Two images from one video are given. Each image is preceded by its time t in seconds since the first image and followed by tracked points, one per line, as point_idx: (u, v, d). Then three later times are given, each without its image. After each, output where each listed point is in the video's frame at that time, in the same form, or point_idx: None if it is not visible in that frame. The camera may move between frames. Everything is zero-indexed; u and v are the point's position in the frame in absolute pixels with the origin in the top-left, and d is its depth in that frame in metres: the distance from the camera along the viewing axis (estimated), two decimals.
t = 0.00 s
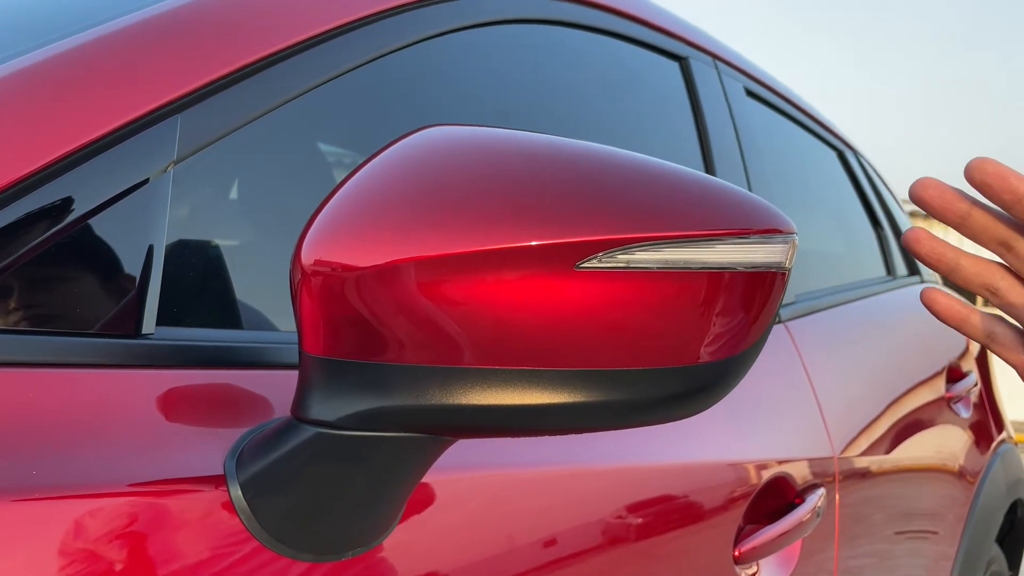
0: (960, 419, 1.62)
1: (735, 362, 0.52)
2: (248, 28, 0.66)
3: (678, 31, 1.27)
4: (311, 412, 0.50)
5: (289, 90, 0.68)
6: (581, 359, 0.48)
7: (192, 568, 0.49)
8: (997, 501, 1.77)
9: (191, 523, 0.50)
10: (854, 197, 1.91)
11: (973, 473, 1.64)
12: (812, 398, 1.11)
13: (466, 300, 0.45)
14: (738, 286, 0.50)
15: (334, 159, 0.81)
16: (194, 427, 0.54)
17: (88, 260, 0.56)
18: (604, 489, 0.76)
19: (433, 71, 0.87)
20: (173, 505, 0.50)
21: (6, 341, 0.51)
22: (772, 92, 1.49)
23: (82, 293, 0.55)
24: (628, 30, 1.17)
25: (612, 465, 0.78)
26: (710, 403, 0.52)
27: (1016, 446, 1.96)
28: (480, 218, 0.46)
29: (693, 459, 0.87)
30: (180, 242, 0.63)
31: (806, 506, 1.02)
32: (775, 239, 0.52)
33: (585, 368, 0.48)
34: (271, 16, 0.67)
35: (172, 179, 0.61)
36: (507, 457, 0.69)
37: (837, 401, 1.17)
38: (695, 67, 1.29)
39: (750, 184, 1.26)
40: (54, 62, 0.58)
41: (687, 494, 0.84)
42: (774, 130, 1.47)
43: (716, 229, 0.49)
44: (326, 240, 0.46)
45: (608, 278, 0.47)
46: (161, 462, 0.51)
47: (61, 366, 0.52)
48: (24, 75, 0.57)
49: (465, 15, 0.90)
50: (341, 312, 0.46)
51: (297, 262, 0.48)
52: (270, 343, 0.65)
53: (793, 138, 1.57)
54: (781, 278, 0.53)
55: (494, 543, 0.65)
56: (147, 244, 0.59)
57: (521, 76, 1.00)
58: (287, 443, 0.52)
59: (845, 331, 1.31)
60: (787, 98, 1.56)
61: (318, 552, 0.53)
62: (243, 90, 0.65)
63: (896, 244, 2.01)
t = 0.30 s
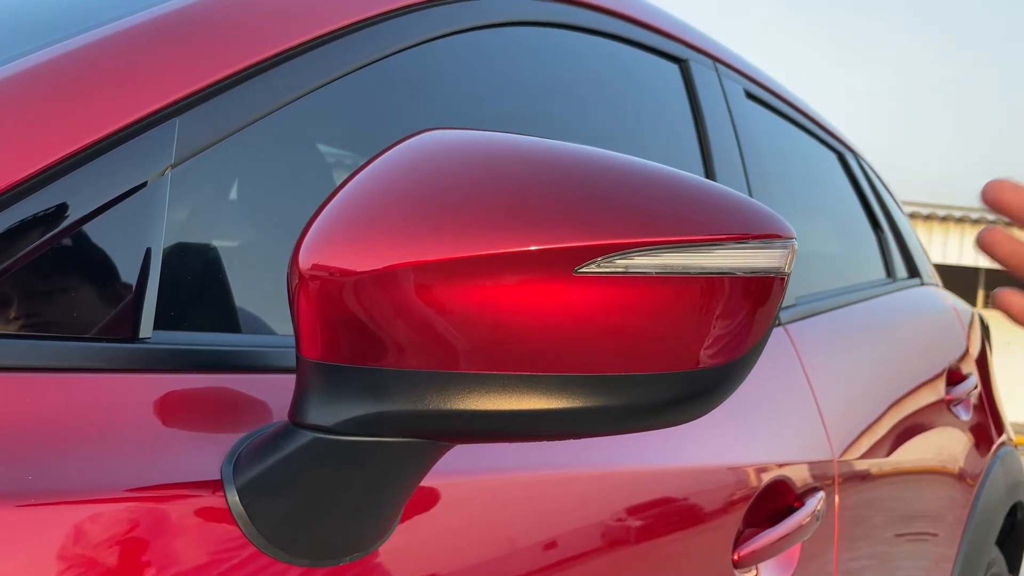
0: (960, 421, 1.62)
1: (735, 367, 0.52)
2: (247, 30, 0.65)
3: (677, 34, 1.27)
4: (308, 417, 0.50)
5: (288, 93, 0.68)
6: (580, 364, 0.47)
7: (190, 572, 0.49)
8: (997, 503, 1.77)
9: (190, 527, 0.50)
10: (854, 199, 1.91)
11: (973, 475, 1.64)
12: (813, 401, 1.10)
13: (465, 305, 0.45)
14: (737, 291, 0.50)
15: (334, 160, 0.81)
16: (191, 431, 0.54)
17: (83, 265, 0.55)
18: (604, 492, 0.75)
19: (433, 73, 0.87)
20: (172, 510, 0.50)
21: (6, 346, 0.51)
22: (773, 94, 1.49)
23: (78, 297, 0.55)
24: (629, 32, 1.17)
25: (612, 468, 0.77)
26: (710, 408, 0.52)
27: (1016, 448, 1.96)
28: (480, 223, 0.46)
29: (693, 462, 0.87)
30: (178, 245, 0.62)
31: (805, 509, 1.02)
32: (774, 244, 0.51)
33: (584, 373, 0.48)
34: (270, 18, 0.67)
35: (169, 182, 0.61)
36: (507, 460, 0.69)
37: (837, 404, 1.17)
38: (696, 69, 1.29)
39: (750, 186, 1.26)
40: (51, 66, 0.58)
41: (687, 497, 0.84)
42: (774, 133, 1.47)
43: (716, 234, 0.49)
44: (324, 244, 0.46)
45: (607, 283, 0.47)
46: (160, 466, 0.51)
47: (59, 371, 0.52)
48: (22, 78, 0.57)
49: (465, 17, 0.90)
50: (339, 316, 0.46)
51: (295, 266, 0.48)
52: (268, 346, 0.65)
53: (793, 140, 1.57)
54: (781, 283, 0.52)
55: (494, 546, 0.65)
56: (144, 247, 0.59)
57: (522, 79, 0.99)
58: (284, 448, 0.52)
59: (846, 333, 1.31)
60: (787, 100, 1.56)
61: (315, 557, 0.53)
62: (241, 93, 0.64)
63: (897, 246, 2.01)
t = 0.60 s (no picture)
0: (960, 422, 1.62)
1: (737, 367, 0.51)
2: (246, 29, 0.65)
3: (677, 34, 1.27)
4: (309, 418, 0.50)
5: (288, 92, 0.68)
6: (581, 364, 0.47)
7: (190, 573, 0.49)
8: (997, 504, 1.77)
9: (189, 527, 0.50)
10: (854, 200, 1.91)
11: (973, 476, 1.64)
12: (813, 402, 1.10)
13: (465, 305, 0.45)
14: (738, 291, 0.50)
15: (334, 161, 0.80)
16: (191, 432, 0.54)
17: (82, 265, 0.55)
18: (604, 493, 0.75)
19: (433, 73, 0.87)
20: (172, 510, 0.50)
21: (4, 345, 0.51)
22: (773, 94, 1.49)
23: (78, 297, 0.55)
24: (629, 32, 1.17)
25: (612, 469, 0.77)
26: (712, 408, 0.52)
27: (1016, 450, 1.96)
28: (480, 223, 0.46)
29: (693, 463, 0.87)
30: (177, 244, 0.62)
31: (805, 511, 1.01)
32: (776, 245, 0.51)
33: (585, 373, 0.48)
34: (269, 17, 0.67)
35: (169, 182, 0.61)
36: (507, 461, 0.69)
37: (838, 405, 1.16)
38: (696, 70, 1.29)
39: (750, 187, 1.26)
40: (50, 65, 0.58)
41: (686, 499, 0.84)
42: (774, 133, 1.47)
43: (717, 234, 0.48)
44: (325, 243, 0.46)
45: (608, 284, 0.46)
46: (159, 467, 0.51)
47: (57, 371, 0.52)
48: (22, 78, 0.57)
49: (465, 17, 0.90)
50: (339, 317, 0.46)
51: (295, 266, 0.48)
52: (268, 346, 0.64)
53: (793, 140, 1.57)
54: (783, 284, 0.52)
55: (494, 548, 0.65)
56: (144, 247, 0.59)
57: (521, 79, 0.99)
58: (285, 449, 0.51)
59: (846, 334, 1.31)
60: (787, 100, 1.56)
61: (317, 558, 0.53)
62: (242, 92, 0.64)
63: (897, 247, 2.00)
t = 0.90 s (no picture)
0: (960, 424, 1.61)
1: (736, 371, 0.51)
2: (245, 31, 0.65)
3: (678, 36, 1.27)
4: (307, 422, 0.50)
5: (287, 95, 0.68)
6: (581, 368, 0.47)
7: None
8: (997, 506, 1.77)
9: (188, 531, 0.50)
10: (854, 201, 1.91)
11: (973, 478, 1.64)
12: (813, 404, 1.10)
13: (465, 309, 0.45)
14: (738, 295, 0.49)
15: (333, 161, 0.80)
16: (189, 436, 0.54)
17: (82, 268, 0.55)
18: (604, 495, 0.75)
19: (433, 74, 0.87)
20: (171, 514, 0.49)
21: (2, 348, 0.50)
22: (772, 96, 1.49)
23: (76, 300, 0.55)
24: (628, 34, 1.17)
25: (612, 472, 0.77)
26: (712, 412, 0.52)
27: (1015, 451, 1.95)
28: (479, 226, 0.46)
29: (692, 465, 0.86)
30: (176, 247, 0.62)
31: (804, 513, 1.01)
32: (776, 249, 0.51)
33: (585, 377, 0.48)
34: (269, 20, 0.67)
35: (168, 184, 0.61)
36: (507, 463, 0.69)
37: (837, 407, 1.16)
38: (695, 71, 1.29)
39: (749, 188, 1.26)
40: (49, 67, 0.58)
41: (687, 501, 0.84)
42: (774, 135, 1.47)
43: (717, 238, 0.48)
44: (324, 247, 0.46)
45: (607, 288, 0.46)
46: (158, 471, 0.51)
47: (55, 375, 0.52)
48: (22, 80, 0.57)
49: (465, 19, 0.90)
50: (339, 321, 0.46)
51: (294, 270, 0.48)
52: (266, 350, 0.64)
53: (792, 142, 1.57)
54: (783, 288, 0.52)
55: (494, 550, 0.65)
56: (143, 250, 0.59)
57: (522, 81, 0.99)
58: (283, 453, 0.51)
59: (845, 336, 1.31)
60: (787, 102, 1.56)
61: (317, 563, 0.53)
62: (241, 95, 0.64)
63: (896, 249, 2.00)
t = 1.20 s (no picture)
0: (959, 425, 1.61)
1: (736, 373, 0.51)
2: (244, 31, 0.65)
3: (677, 37, 1.27)
4: (305, 423, 0.50)
5: (286, 95, 0.68)
6: (580, 370, 0.47)
7: None
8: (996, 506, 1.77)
9: (186, 532, 0.50)
10: (853, 202, 1.91)
11: (971, 479, 1.64)
12: (812, 405, 1.10)
13: (464, 311, 0.45)
14: (738, 296, 0.49)
15: (332, 162, 0.79)
16: (188, 438, 0.53)
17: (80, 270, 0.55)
18: (604, 496, 0.75)
19: (432, 75, 0.87)
20: (169, 515, 0.49)
21: None
22: (771, 98, 1.49)
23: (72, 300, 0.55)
24: (627, 34, 1.17)
25: (611, 473, 0.77)
26: (712, 414, 0.52)
27: (1014, 452, 1.95)
28: (478, 227, 0.45)
29: (692, 466, 0.86)
30: (174, 249, 0.62)
31: (803, 515, 1.01)
32: (775, 251, 0.51)
33: (584, 379, 0.47)
34: (267, 20, 0.67)
35: (166, 185, 0.60)
36: (506, 465, 0.69)
37: (836, 408, 1.16)
38: (694, 72, 1.29)
39: (748, 189, 1.26)
40: (47, 67, 0.58)
41: (687, 503, 0.84)
42: (773, 136, 1.47)
43: (717, 239, 0.48)
44: (322, 248, 0.46)
45: (607, 289, 0.46)
46: (157, 472, 0.50)
47: (53, 376, 0.51)
48: (18, 80, 0.57)
49: (464, 19, 0.90)
50: (337, 322, 0.46)
51: (292, 270, 0.48)
52: (264, 352, 0.64)
53: (792, 143, 1.57)
54: (783, 289, 0.52)
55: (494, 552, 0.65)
56: (140, 251, 0.58)
57: (522, 82, 0.99)
58: (280, 455, 0.51)
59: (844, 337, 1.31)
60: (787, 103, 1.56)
61: (313, 566, 0.53)
62: (240, 95, 0.64)
63: (895, 250, 2.01)
